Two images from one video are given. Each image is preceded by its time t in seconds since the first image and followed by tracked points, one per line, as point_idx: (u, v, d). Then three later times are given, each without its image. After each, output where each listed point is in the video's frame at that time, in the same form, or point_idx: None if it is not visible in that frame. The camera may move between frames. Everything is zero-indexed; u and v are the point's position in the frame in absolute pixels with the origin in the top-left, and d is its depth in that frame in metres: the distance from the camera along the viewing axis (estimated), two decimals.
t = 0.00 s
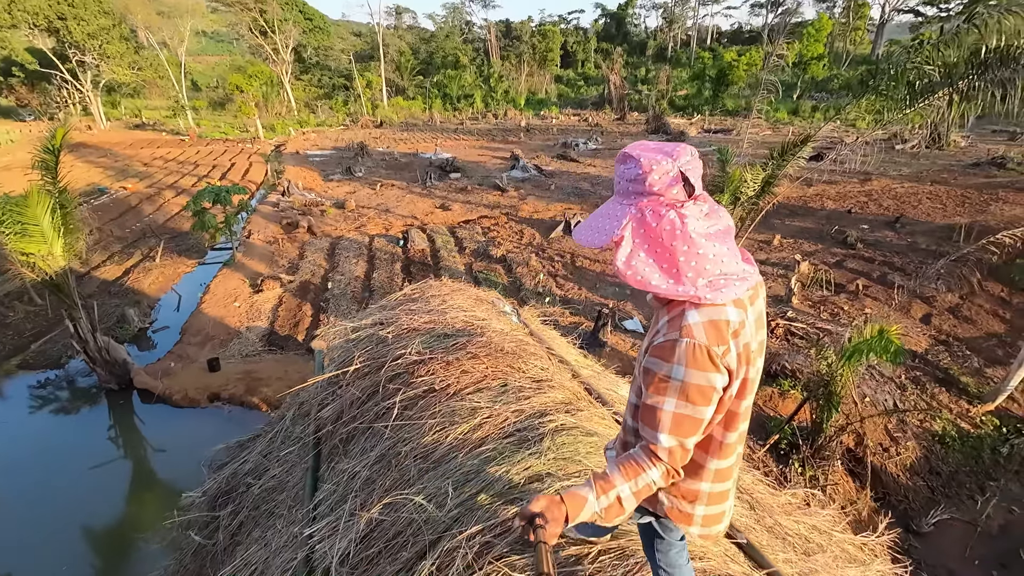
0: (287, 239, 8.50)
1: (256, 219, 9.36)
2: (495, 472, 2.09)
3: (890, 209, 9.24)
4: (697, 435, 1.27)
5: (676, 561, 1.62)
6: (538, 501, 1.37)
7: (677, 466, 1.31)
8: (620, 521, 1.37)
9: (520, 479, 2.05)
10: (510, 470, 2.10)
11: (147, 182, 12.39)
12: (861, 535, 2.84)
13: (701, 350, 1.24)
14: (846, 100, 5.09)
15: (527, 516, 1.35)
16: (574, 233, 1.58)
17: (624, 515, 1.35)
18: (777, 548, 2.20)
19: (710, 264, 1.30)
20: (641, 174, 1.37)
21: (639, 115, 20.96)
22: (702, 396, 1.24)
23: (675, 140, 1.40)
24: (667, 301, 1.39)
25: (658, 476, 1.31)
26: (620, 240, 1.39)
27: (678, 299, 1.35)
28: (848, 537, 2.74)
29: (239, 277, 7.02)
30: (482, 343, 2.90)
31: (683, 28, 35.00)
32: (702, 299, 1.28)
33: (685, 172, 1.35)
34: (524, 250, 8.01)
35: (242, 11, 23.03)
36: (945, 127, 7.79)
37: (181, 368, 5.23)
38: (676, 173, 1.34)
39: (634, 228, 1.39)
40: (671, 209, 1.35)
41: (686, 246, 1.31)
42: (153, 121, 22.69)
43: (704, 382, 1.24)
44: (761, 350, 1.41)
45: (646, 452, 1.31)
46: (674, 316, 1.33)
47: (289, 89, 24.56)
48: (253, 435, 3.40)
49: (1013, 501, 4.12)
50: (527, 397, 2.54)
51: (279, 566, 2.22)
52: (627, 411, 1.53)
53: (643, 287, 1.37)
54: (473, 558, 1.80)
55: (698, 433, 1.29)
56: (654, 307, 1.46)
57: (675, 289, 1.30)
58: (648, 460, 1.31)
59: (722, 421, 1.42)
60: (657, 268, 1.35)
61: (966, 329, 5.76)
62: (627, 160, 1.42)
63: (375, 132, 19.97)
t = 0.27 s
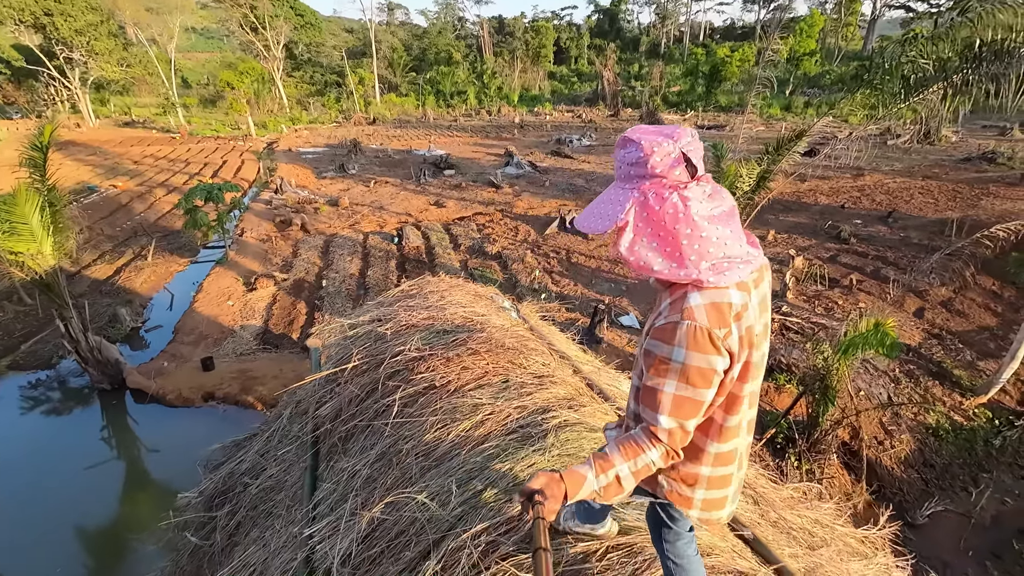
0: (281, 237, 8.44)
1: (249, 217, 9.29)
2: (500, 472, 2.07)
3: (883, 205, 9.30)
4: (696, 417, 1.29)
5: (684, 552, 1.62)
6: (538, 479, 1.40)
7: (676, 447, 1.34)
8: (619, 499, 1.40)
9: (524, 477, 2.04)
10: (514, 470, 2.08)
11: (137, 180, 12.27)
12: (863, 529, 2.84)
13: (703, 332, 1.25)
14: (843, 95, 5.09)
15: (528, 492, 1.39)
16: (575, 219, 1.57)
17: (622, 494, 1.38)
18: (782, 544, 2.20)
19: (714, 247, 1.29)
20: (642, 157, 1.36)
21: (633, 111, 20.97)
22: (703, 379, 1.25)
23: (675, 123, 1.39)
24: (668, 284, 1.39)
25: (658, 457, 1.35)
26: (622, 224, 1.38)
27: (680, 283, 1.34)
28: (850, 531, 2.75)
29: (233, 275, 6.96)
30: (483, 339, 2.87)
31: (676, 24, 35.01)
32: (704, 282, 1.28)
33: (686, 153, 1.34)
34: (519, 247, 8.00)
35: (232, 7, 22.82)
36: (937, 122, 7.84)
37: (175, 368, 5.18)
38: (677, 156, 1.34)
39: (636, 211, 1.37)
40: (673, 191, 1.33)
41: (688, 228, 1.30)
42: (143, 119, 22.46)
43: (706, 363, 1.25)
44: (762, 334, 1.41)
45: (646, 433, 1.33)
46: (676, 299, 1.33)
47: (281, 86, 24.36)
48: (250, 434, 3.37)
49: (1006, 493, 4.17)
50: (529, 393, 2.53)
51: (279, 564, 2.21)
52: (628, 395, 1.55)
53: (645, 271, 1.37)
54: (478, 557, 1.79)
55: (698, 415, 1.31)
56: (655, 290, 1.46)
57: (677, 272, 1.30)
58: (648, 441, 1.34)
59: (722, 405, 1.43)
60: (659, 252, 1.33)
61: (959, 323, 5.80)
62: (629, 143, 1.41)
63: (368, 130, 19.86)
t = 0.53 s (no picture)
0: (277, 236, 8.40)
1: (245, 216, 9.24)
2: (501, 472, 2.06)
3: (880, 201, 9.30)
4: (692, 395, 1.32)
5: (687, 547, 1.62)
6: (543, 469, 1.40)
7: (676, 428, 1.36)
8: (623, 485, 1.40)
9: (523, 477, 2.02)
10: (515, 469, 2.07)
11: (132, 179, 12.20)
12: (867, 527, 2.83)
13: (692, 311, 1.29)
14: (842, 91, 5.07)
15: (534, 483, 1.39)
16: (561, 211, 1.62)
17: (627, 479, 1.39)
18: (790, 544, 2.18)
19: (696, 229, 1.34)
20: (624, 147, 1.41)
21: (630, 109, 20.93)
22: (696, 356, 1.28)
23: (653, 113, 1.44)
24: (654, 268, 1.43)
25: (658, 438, 1.36)
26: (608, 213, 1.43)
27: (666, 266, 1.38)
28: (854, 529, 2.74)
29: (229, 275, 6.92)
30: (483, 337, 2.86)
31: (673, 22, 34.96)
32: (689, 263, 1.32)
33: (665, 142, 1.38)
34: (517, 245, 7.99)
35: (228, 5, 22.70)
36: (934, 119, 7.84)
37: (171, 367, 5.15)
38: (657, 144, 1.38)
39: (621, 201, 1.43)
40: (654, 178, 1.39)
41: (672, 212, 1.35)
42: (138, 118, 22.33)
43: (697, 341, 1.28)
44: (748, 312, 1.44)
45: (645, 416, 1.35)
46: (663, 282, 1.37)
47: (277, 84, 24.24)
48: (245, 435, 3.34)
49: (1003, 488, 4.19)
50: (530, 392, 2.51)
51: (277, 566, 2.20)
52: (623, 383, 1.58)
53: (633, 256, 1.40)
54: (481, 559, 1.78)
55: (694, 393, 1.33)
56: (643, 276, 1.50)
57: (664, 255, 1.33)
58: (648, 423, 1.35)
59: (715, 383, 1.45)
60: (645, 237, 1.38)
61: (956, 319, 5.81)
62: (610, 134, 1.46)
63: (364, 128, 19.78)
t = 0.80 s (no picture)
0: (277, 236, 8.35)
1: (246, 215, 9.19)
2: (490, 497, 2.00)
3: (886, 200, 9.19)
4: (635, 397, 1.30)
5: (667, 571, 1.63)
6: (496, 485, 1.33)
7: (624, 430, 1.33)
8: (578, 493, 1.35)
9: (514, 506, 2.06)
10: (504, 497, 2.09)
11: (134, 179, 12.18)
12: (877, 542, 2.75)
13: (626, 313, 1.28)
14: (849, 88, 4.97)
15: (487, 501, 1.30)
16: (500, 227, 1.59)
17: (581, 487, 1.34)
18: (797, 567, 2.15)
19: (625, 235, 1.33)
20: (550, 160, 1.40)
21: (633, 107, 20.80)
22: (634, 356, 1.27)
23: (578, 126, 1.44)
24: (590, 277, 1.41)
25: (607, 442, 1.32)
26: (539, 225, 1.40)
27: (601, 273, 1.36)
28: (865, 546, 2.66)
29: (228, 275, 6.87)
30: (472, 348, 2.80)
31: (676, 19, 34.79)
32: (620, 267, 1.32)
33: (590, 154, 1.38)
34: (519, 244, 7.91)
35: (230, 3, 22.67)
36: (942, 116, 7.73)
37: (168, 369, 5.11)
38: (583, 156, 1.38)
39: (552, 212, 1.40)
40: (582, 189, 1.37)
41: (600, 220, 1.33)
42: (141, 117, 22.31)
43: (634, 341, 1.27)
44: (683, 312, 1.45)
45: (592, 421, 1.33)
46: (598, 289, 1.36)
47: (279, 83, 24.19)
48: (232, 446, 3.27)
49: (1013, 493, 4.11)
50: (521, 409, 2.45)
51: None
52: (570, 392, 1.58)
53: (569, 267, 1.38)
54: None
55: (638, 395, 1.31)
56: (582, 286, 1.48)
57: (597, 261, 1.32)
58: (596, 428, 1.32)
59: (657, 381, 1.45)
60: (578, 245, 1.35)
61: (964, 319, 5.72)
62: (537, 149, 1.45)
63: (367, 127, 19.72)
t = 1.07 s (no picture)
0: (284, 236, 8.37)
1: (253, 216, 9.22)
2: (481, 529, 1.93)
3: (898, 200, 9.05)
4: (582, 388, 1.33)
5: None
6: (445, 478, 1.38)
7: (572, 421, 1.36)
8: (527, 484, 1.38)
9: (506, 533, 2.07)
10: (496, 522, 2.11)
11: (143, 179, 12.27)
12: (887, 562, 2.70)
13: (569, 305, 1.31)
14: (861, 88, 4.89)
15: (435, 493, 1.36)
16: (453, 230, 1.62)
17: (529, 478, 1.37)
18: None
19: (566, 235, 1.36)
20: (492, 165, 1.41)
21: (642, 106, 20.66)
22: (579, 347, 1.30)
23: (522, 130, 1.45)
24: (539, 274, 1.44)
25: (554, 433, 1.35)
26: (485, 227, 1.43)
27: (546, 269, 1.40)
28: (874, 565, 2.61)
29: (234, 276, 6.89)
30: (465, 361, 2.78)
31: (685, 18, 34.55)
32: (563, 262, 1.35)
33: (532, 157, 1.39)
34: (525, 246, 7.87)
35: (239, 4, 22.80)
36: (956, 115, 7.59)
37: (172, 371, 5.12)
38: (525, 160, 1.39)
39: (497, 215, 1.43)
40: (524, 192, 1.38)
41: (542, 221, 1.35)
42: (151, 117, 22.49)
43: (578, 333, 1.30)
44: (630, 305, 1.48)
45: (541, 413, 1.36)
46: (545, 285, 1.39)
47: (288, 83, 24.29)
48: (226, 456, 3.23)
49: None
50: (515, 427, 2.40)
51: None
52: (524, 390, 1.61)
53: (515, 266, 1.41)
54: None
55: (585, 386, 1.34)
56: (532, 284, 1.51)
57: (541, 259, 1.36)
58: (544, 420, 1.35)
59: (606, 373, 1.48)
60: (523, 245, 1.38)
61: (978, 323, 5.60)
62: (483, 154, 1.47)
63: (374, 127, 19.75)
